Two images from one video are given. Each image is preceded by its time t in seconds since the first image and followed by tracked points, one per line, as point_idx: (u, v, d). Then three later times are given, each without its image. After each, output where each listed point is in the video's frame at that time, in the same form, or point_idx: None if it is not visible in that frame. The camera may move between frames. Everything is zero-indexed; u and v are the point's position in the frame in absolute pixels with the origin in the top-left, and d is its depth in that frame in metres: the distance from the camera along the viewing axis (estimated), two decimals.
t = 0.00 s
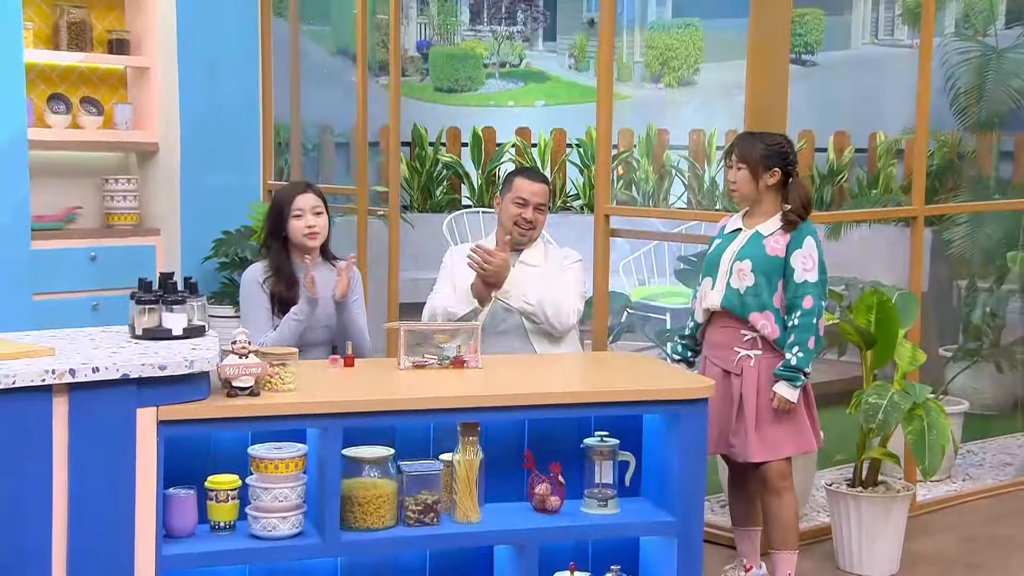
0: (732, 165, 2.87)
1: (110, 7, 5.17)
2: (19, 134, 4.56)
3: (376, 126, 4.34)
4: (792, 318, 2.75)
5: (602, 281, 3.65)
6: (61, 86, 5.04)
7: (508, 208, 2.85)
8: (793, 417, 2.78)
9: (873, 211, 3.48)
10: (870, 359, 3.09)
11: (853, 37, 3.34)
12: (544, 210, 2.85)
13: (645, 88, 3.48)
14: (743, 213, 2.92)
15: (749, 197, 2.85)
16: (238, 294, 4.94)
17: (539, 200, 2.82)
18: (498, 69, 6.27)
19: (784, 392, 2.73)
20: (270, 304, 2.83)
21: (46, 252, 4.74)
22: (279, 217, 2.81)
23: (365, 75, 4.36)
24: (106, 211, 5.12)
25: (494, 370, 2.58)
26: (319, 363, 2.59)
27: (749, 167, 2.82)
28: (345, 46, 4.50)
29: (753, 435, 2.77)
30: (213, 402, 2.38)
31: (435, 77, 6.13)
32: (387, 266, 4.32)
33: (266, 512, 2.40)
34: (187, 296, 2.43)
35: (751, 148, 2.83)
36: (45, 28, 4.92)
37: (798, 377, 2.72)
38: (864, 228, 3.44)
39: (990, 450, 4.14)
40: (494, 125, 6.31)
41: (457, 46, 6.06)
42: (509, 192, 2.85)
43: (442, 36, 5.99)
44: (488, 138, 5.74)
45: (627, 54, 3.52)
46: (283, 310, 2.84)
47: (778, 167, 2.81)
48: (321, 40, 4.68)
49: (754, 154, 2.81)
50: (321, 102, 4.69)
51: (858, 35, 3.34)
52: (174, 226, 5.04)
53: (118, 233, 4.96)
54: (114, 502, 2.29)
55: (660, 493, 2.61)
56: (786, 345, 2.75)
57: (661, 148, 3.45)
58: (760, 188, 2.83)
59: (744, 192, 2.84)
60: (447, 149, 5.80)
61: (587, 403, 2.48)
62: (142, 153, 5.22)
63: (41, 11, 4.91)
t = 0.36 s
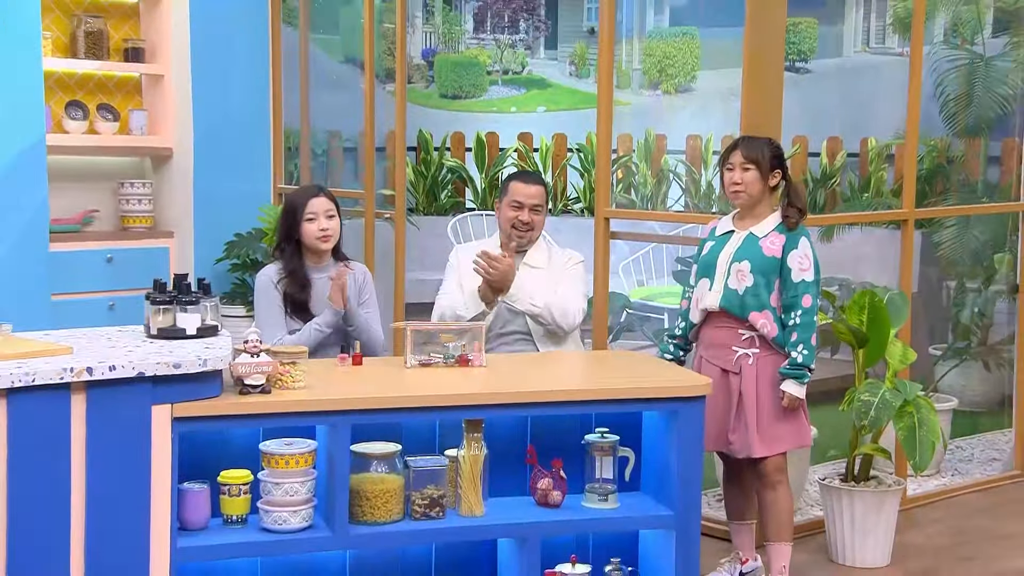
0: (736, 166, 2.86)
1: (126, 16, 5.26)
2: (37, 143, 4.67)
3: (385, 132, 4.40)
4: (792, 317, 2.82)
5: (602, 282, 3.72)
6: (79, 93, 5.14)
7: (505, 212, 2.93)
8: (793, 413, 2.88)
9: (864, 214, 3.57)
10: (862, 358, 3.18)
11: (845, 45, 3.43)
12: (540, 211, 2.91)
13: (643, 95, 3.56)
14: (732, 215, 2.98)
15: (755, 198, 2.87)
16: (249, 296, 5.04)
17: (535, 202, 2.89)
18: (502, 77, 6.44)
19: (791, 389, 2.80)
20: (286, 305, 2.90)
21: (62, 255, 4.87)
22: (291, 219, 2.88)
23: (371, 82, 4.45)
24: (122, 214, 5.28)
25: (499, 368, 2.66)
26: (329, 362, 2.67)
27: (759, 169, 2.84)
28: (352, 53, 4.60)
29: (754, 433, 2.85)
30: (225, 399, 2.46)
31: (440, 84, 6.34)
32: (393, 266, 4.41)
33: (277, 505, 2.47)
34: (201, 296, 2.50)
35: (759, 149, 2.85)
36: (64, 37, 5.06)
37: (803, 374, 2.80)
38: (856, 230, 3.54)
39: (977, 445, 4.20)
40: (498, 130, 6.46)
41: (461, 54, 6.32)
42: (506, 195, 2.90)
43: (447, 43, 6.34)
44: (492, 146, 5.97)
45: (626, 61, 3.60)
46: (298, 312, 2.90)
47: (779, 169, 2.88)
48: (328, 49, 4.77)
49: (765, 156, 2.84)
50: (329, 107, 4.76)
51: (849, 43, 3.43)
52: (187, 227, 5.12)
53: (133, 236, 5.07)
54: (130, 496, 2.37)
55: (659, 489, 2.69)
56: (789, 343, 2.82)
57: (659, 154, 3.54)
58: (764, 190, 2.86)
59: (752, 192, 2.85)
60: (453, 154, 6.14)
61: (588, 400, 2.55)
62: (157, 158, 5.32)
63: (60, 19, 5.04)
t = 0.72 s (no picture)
0: (738, 170, 2.94)
1: (144, 24, 5.34)
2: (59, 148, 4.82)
3: (393, 137, 4.56)
4: (790, 317, 2.91)
5: (604, 283, 3.82)
6: (98, 99, 5.26)
7: (513, 217, 3.00)
8: (791, 408, 2.97)
9: (858, 217, 3.66)
10: (856, 356, 3.26)
11: (840, 53, 3.52)
12: (548, 216, 2.99)
13: (644, 101, 3.66)
14: (728, 218, 3.06)
15: (755, 202, 2.95)
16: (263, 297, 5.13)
17: (544, 209, 2.96)
18: (507, 84, 6.57)
19: (787, 386, 2.90)
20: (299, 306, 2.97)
21: (81, 256, 4.99)
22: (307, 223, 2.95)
23: (381, 89, 4.58)
24: (139, 216, 5.38)
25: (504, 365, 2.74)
26: (339, 359, 2.75)
27: (760, 173, 2.92)
28: (363, 61, 4.71)
29: (756, 431, 2.93)
30: (240, 396, 2.54)
31: (446, 91, 6.42)
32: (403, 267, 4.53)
33: (290, 499, 2.55)
34: (217, 296, 2.58)
35: (760, 154, 2.93)
36: (83, 45, 5.15)
37: (800, 372, 2.89)
38: (850, 232, 3.63)
39: (968, 441, 4.29)
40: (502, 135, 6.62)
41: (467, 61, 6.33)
42: (515, 201, 2.98)
43: (454, 52, 6.29)
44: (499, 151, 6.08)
45: (627, 68, 3.69)
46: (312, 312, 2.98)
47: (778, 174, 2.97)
48: (338, 57, 4.86)
49: (766, 161, 2.93)
50: (340, 114, 4.85)
51: (844, 51, 3.53)
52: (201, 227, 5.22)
53: (150, 237, 5.20)
54: (148, 489, 2.45)
55: (660, 483, 2.78)
56: (786, 342, 2.90)
57: (659, 158, 3.63)
58: (765, 194, 2.95)
59: (753, 196, 2.93)
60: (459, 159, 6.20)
61: (590, 397, 2.63)
62: (173, 161, 5.43)
63: (79, 28, 5.14)
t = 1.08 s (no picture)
0: (739, 173, 3.01)
1: (163, 33, 5.47)
2: (79, 154, 4.75)
3: (403, 142, 4.61)
4: (789, 316, 2.99)
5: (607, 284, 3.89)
6: (118, 106, 5.37)
7: (534, 224, 2.98)
8: (789, 404, 3.05)
9: (854, 219, 3.75)
10: (854, 354, 3.34)
11: (837, 59, 3.61)
12: (568, 225, 2.96)
13: (646, 107, 3.74)
14: (729, 220, 3.14)
15: (754, 205, 3.03)
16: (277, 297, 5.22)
17: (563, 218, 2.94)
18: (513, 90, 6.29)
19: (785, 379, 2.99)
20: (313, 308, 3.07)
21: (103, 258, 5.08)
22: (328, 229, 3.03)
23: (392, 96, 4.65)
24: (156, 218, 5.49)
25: (512, 363, 2.82)
26: (352, 357, 2.83)
27: (760, 176, 3.00)
28: (374, 68, 4.78)
29: (754, 426, 3.02)
30: (256, 392, 2.61)
31: (455, 96, 6.11)
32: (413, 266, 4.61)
33: (305, 492, 2.62)
34: (233, 296, 2.66)
35: (760, 158, 3.01)
36: (104, 53, 5.28)
37: (799, 368, 2.98)
38: (846, 234, 3.71)
39: (962, 437, 4.37)
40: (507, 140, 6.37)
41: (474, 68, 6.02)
42: (535, 208, 2.96)
43: (461, 59, 5.94)
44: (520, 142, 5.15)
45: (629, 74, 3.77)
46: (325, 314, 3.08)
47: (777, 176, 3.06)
48: (351, 64, 4.94)
49: (766, 164, 3.01)
50: (351, 119, 4.93)
51: (841, 58, 3.61)
52: (218, 225, 5.30)
53: (169, 239, 5.29)
54: (167, 482, 2.52)
55: (664, 477, 2.86)
56: (785, 340, 2.99)
57: (661, 162, 3.71)
58: (765, 196, 3.03)
59: (753, 198, 3.01)
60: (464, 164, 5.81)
61: (596, 394, 2.71)
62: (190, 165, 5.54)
63: (100, 37, 5.28)
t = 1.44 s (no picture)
0: (742, 177, 3.09)
1: (182, 42, 5.54)
2: (103, 157, 4.98)
3: (415, 146, 4.72)
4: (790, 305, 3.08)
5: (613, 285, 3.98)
6: (140, 112, 5.45)
7: (564, 236, 3.05)
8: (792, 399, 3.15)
9: (852, 222, 3.84)
10: (853, 353, 3.43)
11: (835, 67, 3.71)
12: (598, 238, 3.02)
13: (649, 112, 3.84)
14: (734, 222, 3.21)
15: (758, 207, 3.11)
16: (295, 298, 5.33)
17: (594, 233, 2.99)
18: (520, 96, 6.51)
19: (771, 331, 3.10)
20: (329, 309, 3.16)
21: (124, 259, 5.22)
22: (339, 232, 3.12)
23: (405, 102, 4.75)
24: (177, 221, 5.58)
25: (522, 361, 2.91)
26: (366, 355, 2.92)
27: (763, 179, 3.07)
28: (386, 76, 4.88)
29: (758, 423, 3.10)
30: (274, 389, 2.70)
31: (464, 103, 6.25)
32: (424, 267, 4.71)
33: (322, 486, 2.71)
34: (252, 296, 2.74)
35: (761, 162, 3.09)
36: (127, 63, 5.34)
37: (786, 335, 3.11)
38: (844, 236, 3.81)
39: (957, 433, 4.46)
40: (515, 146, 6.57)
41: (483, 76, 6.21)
42: (566, 221, 3.02)
43: (470, 67, 6.14)
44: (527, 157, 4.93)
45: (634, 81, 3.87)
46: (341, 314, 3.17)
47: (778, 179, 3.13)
48: (362, 71, 5.03)
49: (769, 167, 3.08)
50: (363, 123, 5.03)
51: (839, 65, 3.71)
52: (237, 232, 5.44)
53: (188, 242, 5.44)
54: (190, 476, 2.61)
55: (669, 472, 2.94)
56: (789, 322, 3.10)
57: (664, 167, 3.82)
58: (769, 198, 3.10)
59: (757, 200, 3.09)
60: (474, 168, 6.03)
61: (604, 391, 2.80)
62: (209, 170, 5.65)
63: (123, 46, 5.34)
